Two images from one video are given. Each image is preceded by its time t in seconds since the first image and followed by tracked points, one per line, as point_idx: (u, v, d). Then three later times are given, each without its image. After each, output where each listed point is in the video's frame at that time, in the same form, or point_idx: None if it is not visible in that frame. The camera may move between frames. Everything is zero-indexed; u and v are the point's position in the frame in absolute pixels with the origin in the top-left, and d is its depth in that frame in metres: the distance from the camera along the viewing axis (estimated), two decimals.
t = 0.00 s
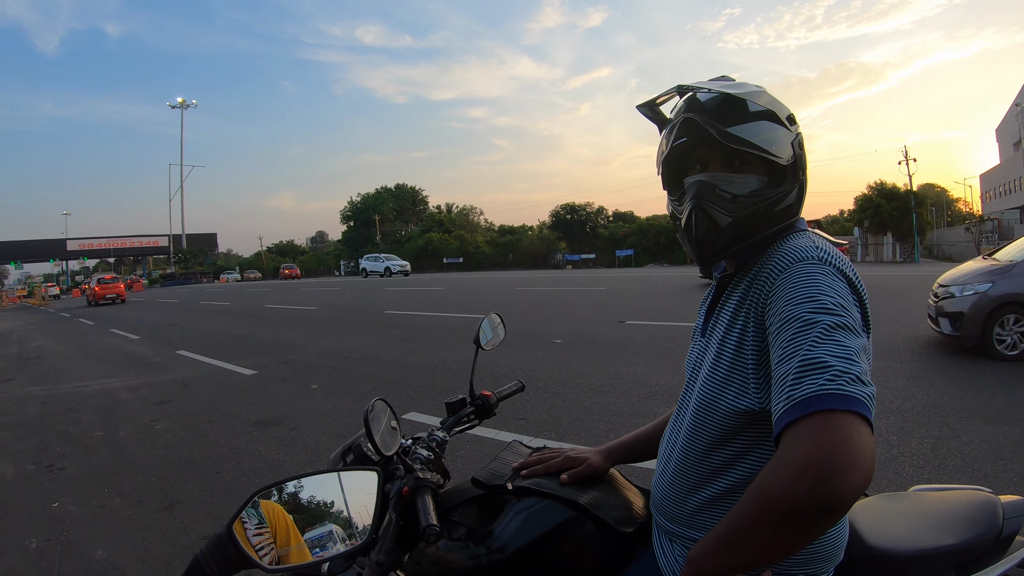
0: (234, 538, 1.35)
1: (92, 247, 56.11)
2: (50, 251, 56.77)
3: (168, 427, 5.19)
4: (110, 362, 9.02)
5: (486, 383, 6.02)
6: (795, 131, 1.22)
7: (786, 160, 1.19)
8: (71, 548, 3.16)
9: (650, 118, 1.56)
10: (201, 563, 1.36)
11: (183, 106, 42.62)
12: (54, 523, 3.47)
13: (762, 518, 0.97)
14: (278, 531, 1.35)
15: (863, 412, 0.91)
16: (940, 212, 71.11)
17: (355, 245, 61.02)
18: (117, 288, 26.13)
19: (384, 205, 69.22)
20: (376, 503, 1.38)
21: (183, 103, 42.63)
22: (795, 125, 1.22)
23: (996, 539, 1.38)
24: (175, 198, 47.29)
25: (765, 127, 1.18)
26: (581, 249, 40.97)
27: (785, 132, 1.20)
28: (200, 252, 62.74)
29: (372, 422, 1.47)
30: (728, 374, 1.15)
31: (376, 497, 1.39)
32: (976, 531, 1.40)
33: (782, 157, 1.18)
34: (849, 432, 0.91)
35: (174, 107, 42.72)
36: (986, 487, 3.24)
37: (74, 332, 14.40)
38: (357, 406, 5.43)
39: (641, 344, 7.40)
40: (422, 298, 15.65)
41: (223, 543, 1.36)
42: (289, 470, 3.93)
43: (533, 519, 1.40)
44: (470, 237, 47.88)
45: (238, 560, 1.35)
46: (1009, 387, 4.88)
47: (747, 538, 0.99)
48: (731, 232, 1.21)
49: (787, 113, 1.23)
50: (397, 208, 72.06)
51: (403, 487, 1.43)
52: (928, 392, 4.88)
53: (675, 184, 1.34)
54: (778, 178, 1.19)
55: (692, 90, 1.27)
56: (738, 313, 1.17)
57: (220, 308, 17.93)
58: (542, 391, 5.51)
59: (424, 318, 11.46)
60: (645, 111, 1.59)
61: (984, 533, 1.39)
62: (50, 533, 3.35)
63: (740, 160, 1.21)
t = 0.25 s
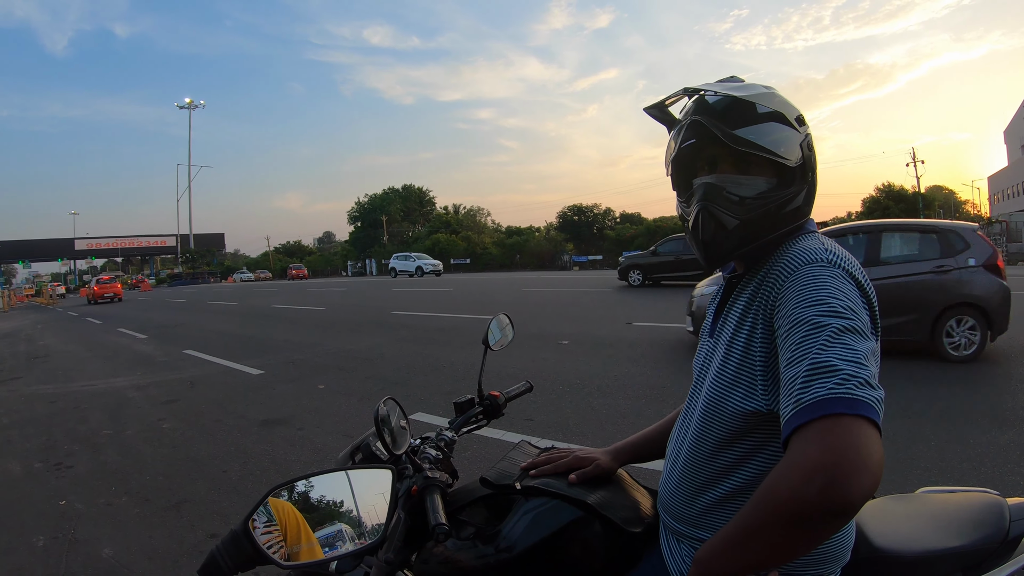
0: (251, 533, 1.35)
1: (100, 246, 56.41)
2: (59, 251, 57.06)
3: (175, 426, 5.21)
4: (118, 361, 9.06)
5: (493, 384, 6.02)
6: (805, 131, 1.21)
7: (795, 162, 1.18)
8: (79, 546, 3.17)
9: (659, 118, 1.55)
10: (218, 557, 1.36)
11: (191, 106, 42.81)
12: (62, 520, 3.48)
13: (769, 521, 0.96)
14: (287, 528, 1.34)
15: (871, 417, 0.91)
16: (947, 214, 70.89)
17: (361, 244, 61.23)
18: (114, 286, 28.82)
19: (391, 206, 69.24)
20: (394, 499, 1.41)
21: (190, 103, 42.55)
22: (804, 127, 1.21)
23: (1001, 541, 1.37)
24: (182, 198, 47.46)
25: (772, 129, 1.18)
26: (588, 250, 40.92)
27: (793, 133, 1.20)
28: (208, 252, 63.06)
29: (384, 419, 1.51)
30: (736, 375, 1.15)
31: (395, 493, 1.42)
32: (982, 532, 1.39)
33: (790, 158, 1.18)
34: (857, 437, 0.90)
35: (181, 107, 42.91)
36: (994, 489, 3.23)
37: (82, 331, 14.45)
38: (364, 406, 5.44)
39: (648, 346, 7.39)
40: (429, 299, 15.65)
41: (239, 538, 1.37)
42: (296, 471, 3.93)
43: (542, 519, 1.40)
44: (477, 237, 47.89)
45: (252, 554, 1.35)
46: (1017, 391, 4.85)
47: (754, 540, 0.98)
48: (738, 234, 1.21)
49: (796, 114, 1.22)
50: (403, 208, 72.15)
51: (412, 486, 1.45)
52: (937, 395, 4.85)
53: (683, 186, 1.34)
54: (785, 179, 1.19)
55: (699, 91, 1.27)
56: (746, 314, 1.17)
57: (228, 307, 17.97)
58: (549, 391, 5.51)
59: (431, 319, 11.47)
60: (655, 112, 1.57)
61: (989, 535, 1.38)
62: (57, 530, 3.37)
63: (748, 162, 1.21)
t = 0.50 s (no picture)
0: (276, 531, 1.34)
1: (110, 245, 56.80)
2: (70, 250, 57.49)
3: (185, 425, 5.23)
4: (129, 359, 9.12)
5: (502, 385, 6.01)
6: (793, 131, 1.17)
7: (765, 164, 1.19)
8: (88, 543, 3.19)
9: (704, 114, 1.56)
10: (242, 554, 1.36)
11: (202, 106, 43.07)
12: (72, 517, 3.51)
13: (778, 531, 0.95)
14: (305, 529, 1.35)
15: (886, 434, 0.90)
16: (958, 218, 70.33)
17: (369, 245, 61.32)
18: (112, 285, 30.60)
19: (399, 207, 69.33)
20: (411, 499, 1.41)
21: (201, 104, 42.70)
22: (789, 125, 1.17)
23: (1009, 547, 1.36)
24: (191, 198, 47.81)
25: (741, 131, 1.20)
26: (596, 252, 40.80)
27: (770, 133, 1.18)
28: (217, 251, 63.40)
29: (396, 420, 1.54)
30: (751, 380, 1.14)
31: (413, 492, 1.42)
32: (992, 538, 1.38)
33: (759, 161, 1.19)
34: (873, 454, 0.89)
35: (193, 107, 43.22)
36: (1009, 496, 3.19)
37: (92, 330, 14.53)
38: (373, 406, 5.44)
39: (658, 348, 7.36)
40: (438, 300, 15.63)
41: (263, 537, 1.36)
42: (305, 471, 3.95)
43: (552, 519, 1.40)
44: (485, 239, 47.84)
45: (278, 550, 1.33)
46: None
47: (762, 549, 0.98)
48: (702, 236, 1.28)
49: (784, 112, 1.18)
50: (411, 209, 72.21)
51: (424, 485, 1.46)
52: (951, 401, 4.80)
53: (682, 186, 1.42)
54: (757, 182, 1.20)
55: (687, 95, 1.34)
56: (763, 319, 1.16)
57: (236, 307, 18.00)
58: (558, 394, 5.50)
59: (441, 321, 11.46)
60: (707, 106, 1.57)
61: (998, 541, 1.37)
62: (67, 527, 3.39)
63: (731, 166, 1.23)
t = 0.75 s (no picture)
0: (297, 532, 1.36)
1: (122, 245, 57.20)
2: (82, 250, 57.99)
3: (196, 424, 5.26)
4: (141, 359, 9.18)
5: (513, 387, 6.02)
6: (797, 131, 1.17)
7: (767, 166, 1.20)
8: (99, 541, 3.22)
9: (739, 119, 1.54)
10: (262, 553, 1.37)
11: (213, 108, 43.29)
12: (84, 515, 3.54)
13: (795, 541, 0.94)
14: (324, 532, 1.36)
15: (910, 448, 0.89)
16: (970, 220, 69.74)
17: (378, 245, 61.51)
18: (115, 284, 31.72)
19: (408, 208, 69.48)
20: (426, 502, 1.41)
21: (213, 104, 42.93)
22: (790, 124, 1.17)
23: None
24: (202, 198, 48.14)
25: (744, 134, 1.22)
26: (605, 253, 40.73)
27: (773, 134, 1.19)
28: (227, 252, 63.77)
29: (410, 422, 1.55)
30: (772, 387, 1.14)
31: (428, 495, 1.42)
32: (1005, 544, 1.35)
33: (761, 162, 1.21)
34: (897, 469, 0.88)
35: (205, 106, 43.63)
36: None
37: (104, 329, 14.63)
38: (384, 407, 5.46)
39: (668, 351, 7.34)
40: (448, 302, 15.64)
41: (285, 538, 1.37)
42: (316, 471, 3.96)
43: (564, 522, 1.40)
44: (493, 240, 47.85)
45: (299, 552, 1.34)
46: None
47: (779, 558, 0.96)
48: (714, 237, 1.32)
49: (784, 111, 1.18)
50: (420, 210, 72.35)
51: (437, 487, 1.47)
52: (965, 406, 4.75)
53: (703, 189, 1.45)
54: (762, 184, 1.22)
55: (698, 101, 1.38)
56: (787, 325, 1.16)
57: (247, 307, 18.09)
58: (569, 396, 5.49)
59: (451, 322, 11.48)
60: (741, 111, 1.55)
61: (1012, 546, 1.34)
62: (78, 525, 3.41)
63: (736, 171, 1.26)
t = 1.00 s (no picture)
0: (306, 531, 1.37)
1: (132, 245, 57.62)
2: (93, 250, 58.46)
3: (205, 423, 5.29)
4: (151, 358, 9.24)
5: (522, 387, 6.01)
6: (845, 134, 1.16)
7: (820, 170, 1.16)
8: (107, 538, 3.24)
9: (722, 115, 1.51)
10: (271, 551, 1.38)
11: (224, 108, 43.54)
12: (93, 512, 3.56)
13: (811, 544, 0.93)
14: (330, 531, 1.37)
15: (927, 451, 0.88)
16: (981, 221, 69.18)
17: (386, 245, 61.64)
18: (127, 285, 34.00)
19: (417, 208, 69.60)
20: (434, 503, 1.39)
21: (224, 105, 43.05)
22: (840, 128, 1.16)
23: None
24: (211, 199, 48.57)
25: (795, 137, 1.16)
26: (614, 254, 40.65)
27: (823, 138, 1.16)
28: (236, 252, 64.06)
29: (417, 422, 1.55)
30: (784, 387, 1.13)
31: (437, 495, 1.40)
32: (1013, 548, 1.34)
33: (814, 166, 1.16)
34: (915, 473, 0.87)
35: (215, 107, 43.83)
36: None
37: (115, 328, 14.71)
38: (392, 407, 5.47)
39: (678, 352, 7.32)
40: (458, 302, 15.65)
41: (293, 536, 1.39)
42: (324, 471, 3.98)
43: (569, 523, 1.40)
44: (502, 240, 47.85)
45: (308, 551, 1.35)
46: None
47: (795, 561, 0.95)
48: (758, 244, 1.25)
49: (833, 115, 1.17)
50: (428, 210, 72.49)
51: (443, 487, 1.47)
52: (977, 409, 4.71)
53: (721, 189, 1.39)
54: (811, 188, 1.18)
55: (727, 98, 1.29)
56: (799, 325, 1.15)
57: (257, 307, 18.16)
58: (578, 397, 5.49)
59: (460, 322, 11.48)
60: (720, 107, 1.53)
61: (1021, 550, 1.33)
62: (87, 522, 3.44)
63: (776, 170, 1.20)
